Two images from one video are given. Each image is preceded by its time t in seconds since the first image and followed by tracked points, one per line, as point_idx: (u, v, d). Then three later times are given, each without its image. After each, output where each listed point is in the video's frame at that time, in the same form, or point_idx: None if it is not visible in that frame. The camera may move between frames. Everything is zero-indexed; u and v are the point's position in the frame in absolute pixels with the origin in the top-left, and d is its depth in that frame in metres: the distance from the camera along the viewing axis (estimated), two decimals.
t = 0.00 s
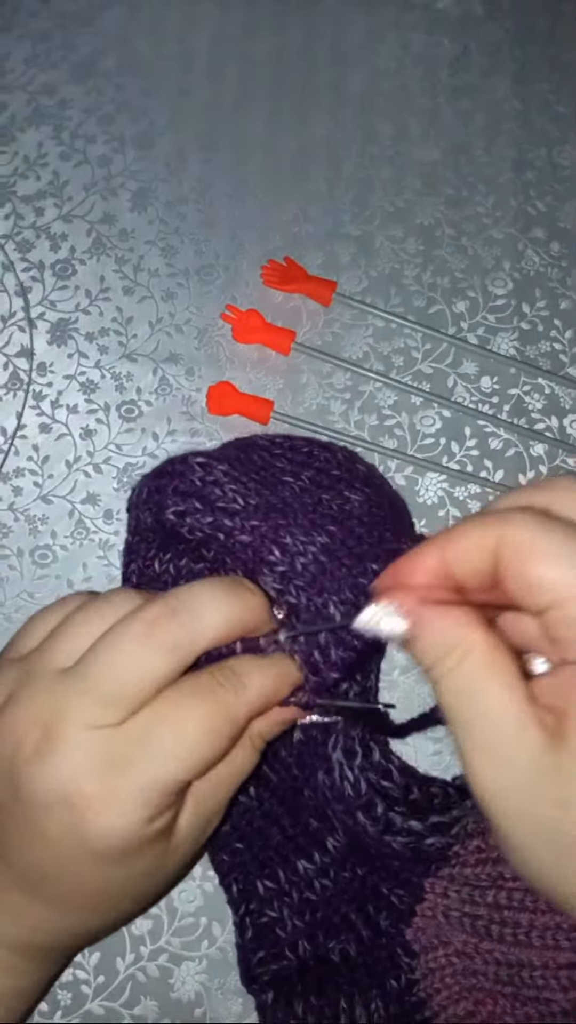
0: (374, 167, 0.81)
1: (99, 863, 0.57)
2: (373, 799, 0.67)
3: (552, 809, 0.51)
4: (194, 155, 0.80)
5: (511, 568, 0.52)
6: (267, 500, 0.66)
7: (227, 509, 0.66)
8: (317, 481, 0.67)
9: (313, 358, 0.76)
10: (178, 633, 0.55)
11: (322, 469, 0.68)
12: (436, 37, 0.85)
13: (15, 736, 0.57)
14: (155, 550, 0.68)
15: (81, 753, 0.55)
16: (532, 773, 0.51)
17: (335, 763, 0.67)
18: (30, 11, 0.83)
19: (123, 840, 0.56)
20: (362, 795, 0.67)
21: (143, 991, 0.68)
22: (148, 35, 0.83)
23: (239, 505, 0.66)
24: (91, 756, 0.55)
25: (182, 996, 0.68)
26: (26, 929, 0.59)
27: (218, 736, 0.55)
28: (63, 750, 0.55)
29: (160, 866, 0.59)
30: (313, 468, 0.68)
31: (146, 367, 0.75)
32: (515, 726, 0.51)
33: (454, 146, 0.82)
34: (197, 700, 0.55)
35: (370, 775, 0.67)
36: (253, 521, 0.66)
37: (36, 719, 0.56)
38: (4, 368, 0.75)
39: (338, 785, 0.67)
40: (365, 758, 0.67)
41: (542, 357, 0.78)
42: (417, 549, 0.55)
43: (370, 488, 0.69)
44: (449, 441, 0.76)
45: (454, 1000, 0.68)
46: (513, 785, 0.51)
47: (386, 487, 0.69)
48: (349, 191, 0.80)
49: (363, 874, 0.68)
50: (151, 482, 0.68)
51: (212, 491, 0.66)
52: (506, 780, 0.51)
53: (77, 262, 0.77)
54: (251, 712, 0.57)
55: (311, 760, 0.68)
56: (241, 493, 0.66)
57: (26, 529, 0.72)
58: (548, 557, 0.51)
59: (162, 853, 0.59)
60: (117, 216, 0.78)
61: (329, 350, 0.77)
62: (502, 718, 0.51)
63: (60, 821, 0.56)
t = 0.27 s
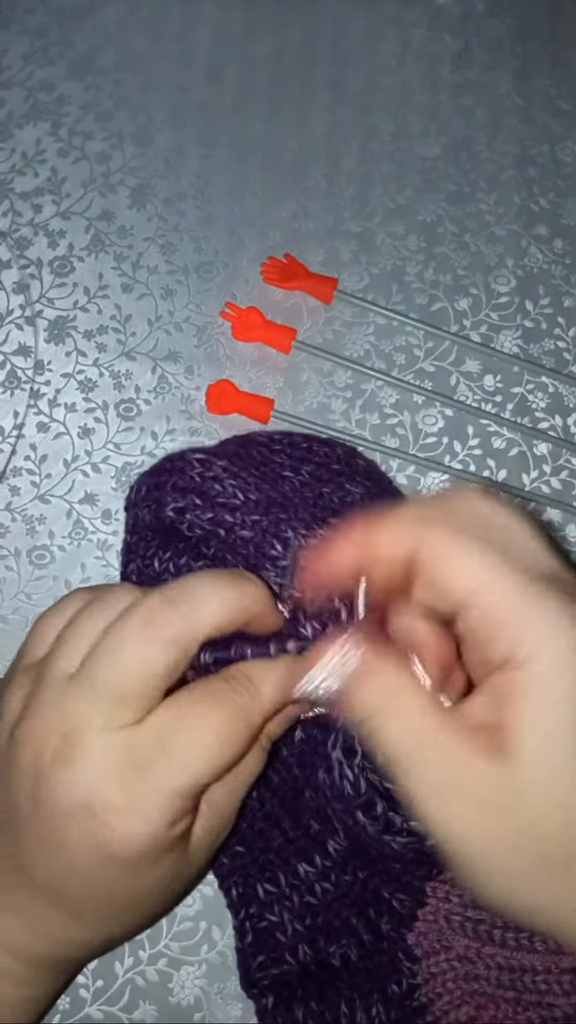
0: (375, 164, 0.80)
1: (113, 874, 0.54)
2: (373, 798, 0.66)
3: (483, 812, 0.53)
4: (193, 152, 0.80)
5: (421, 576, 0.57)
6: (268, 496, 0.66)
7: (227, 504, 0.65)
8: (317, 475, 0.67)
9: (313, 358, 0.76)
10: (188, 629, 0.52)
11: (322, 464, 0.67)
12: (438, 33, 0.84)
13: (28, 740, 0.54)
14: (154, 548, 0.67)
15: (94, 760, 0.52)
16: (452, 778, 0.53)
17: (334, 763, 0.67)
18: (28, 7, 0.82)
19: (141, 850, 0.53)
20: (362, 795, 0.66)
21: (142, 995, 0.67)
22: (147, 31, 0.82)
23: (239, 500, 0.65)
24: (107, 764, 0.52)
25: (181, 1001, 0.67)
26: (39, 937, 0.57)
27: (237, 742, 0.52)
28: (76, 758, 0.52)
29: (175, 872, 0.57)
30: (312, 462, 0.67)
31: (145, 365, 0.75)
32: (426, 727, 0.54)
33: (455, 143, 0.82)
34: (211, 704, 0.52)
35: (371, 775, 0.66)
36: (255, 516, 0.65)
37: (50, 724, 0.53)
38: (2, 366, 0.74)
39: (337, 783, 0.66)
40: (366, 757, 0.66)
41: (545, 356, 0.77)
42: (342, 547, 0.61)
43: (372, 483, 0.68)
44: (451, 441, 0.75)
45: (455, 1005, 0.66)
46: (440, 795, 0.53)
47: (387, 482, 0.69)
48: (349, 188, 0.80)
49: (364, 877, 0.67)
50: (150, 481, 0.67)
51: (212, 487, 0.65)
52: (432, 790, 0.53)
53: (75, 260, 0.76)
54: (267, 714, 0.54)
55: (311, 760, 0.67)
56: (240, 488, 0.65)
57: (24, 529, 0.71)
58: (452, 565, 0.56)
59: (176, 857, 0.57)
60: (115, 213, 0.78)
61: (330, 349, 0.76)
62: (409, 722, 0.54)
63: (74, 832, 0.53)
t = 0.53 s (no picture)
0: (374, 164, 0.81)
1: (78, 835, 0.56)
2: (371, 797, 0.66)
3: (510, 792, 0.54)
4: (193, 152, 0.80)
5: (415, 595, 0.54)
6: (267, 500, 0.65)
7: (226, 509, 0.65)
8: (316, 476, 0.67)
9: (313, 357, 0.76)
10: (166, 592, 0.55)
11: (321, 465, 0.68)
12: (437, 34, 0.84)
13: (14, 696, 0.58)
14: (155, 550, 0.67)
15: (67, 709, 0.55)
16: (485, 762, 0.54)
17: (333, 763, 0.66)
18: (28, 7, 0.82)
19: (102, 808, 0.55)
20: (360, 793, 0.66)
21: (141, 995, 0.67)
22: (147, 31, 0.82)
23: (238, 505, 0.65)
24: (75, 712, 0.55)
25: (180, 1001, 0.67)
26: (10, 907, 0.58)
27: (207, 707, 0.54)
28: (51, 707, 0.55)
29: (142, 855, 0.57)
30: (312, 463, 0.67)
31: (144, 365, 0.75)
32: (465, 715, 0.54)
33: (455, 143, 0.82)
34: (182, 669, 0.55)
35: (369, 774, 0.67)
36: (254, 521, 0.65)
37: (34, 674, 0.57)
38: (2, 367, 0.74)
39: (335, 783, 0.67)
40: (364, 756, 0.67)
41: (545, 356, 0.77)
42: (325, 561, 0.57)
43: (371, 483, 0.68)
44: (450, 440, 0.75)
45: (455, 1004, 0.67)
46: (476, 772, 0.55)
47: (386, 485, 0.69)
48: (349, 188, 0.80)
49: (363, 877, 0.67)
50: (150, 482, 0.67)
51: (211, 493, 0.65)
52: (465, 775, 0.55)
53: (75, 260, 0.76)
54: (242, 696, 0.56)
55: (311, 761, 0.67)
56: (240, 494, 0.65)
57: (23, 529, 0.72)
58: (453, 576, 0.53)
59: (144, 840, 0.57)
60: (115, 213, 0.78)
61: (330, 349, 0.76)
62: (447, 710, 0.55)
63: (43, 782, 0.55)
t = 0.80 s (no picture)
0: (374, 164, 0.81)
1: (67, 824, 0.56)
2: (369, 803, 0.66)
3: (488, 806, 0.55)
4: (193, 152, 0.80)
5: (384, 630, 0.54)
6: (268, 509, 0.67)
7: (228, 513, 0.66)
8: (317, 485, 0.68)
9: (313, 357, 0.76)
10: (164, 581, 0.55)
11: (323, 472, 0.68)
12: (437, 34, 0.84)
13: (11, 682, 0.58)
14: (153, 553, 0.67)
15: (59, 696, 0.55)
16: (465, 779, 0.56)
17: (332, 768, 0.66)
18: (28, 7, 0.82)
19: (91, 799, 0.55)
20: (359, 800, 0.66)
21: (141, 995, 0.67)
22: (147, 30, 0.82)
23: (240, 510, 0.66)
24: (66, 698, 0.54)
25: (180, 1001, 0.67)
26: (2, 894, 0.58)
27: (197, 702, 0.54)
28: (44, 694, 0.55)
29: (127, 849, 0.57)
30: (313, 470, 0.68)
31: (144, 365, 0.75)
32: (444, 728, 0.57)
33: (455, 143, 0.82)
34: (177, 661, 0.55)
35: (369, 779, 0.66)
36: (254, 527, 0.66)
37: (32, 658, 0.57)
38: (2, 366, 0.74)
39: (334, 788, 0.66)
40: (364, 761, 0.67)
41: (545, 356, 0.77)
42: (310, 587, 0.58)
43: (372, 491, 0.69)
44: (450, 440, 0.75)
45: (455, 1005, 0.67)
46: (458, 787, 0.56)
47: (388, 489, 0.70)
48: (349, 188, 0.80)
49: (363, 877, 0.67)
50: (151, 482, 0.67)
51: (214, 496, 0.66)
52: (447, 789, 0.57)
53: (75, 260, 0.76)
54: (236, 696, 0.56)
55: (310, 765, 0.67)
56: (243, 500, 0.66)
57: (23, 529, 0.72)
58: (416, 612, 0.53)
59: (134, 838, 0.57)
60: (115, 213, 0.78)
61: (330, 349, 0.76)
62: (432, 725, 0.57)
63: (33, 768, 0.55)
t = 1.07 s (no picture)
0: (375, 164, 0.81)
1: (52, 815, 0.56)
2: (370, 812, 0.67)
3: (518, 791, 0.56)
4: (193, 152, 0.80)
5: (401, 624, 0.55)
6: (255, 513, 0.65)
7: (214, 517, 0.65)
8: (305, 491, 0.67)
9: (313, 357, 0.76)
10: (153, 574, 0.56)
11: (312, 479, 0.67)
12: (437, 33, 0.84)
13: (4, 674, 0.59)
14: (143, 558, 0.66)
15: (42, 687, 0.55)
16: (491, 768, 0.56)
17: (332, 778, 0.67)
18: (29, 7, 0.82)
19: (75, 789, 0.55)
20: (359, 810, 0.67)
21: (141, 995, 0.67)
22: (147, 30, 0.82)
23: (226, 514, 0.65)
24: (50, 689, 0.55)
25: (180, 1001, 0.67)
26: None
27: (180, 694, 0.54)
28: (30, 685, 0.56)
29: (108, 840, 0.57)
30: (303, 476, 0.67)
31: (145, 366, 0.75)
32: (461, 724, 0.56)
33: (455, 143, 0.82)
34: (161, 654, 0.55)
35: (368, 785, 0.67)
36: (241, 530, 0.65)
37: (26, 645, 0.58)
38: (2, 366, 0.75)
39: (334, 798, 0.67)
40: (364, 769, 0.67)
41: (545, 356, 0.77)
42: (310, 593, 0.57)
43: (360, 498, 0.68)
44: (450, 441, 0.75)
45: (455, 1004, 0.67)
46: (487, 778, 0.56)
47: (378, 496, 0.69)
48: (350, 188, 0.80)
49: (363, 877, 0.68)
50: (138, 489, 0.67)
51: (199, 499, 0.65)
52: (472, 783, 0.56)
53: (75, 260, 0.77)
54: (221, 695, 0.55)
55: (310, 771, 0.67)
56: (230, 503, 0.65)
57: (24, 529, 0.72)
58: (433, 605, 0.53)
59: (118, 833, 0.57)
60: (115, 214, 0.78)
61: (330, 350, 0.76)
62: (451, 723, 0.56)
63: (19, 759, 0.56)
